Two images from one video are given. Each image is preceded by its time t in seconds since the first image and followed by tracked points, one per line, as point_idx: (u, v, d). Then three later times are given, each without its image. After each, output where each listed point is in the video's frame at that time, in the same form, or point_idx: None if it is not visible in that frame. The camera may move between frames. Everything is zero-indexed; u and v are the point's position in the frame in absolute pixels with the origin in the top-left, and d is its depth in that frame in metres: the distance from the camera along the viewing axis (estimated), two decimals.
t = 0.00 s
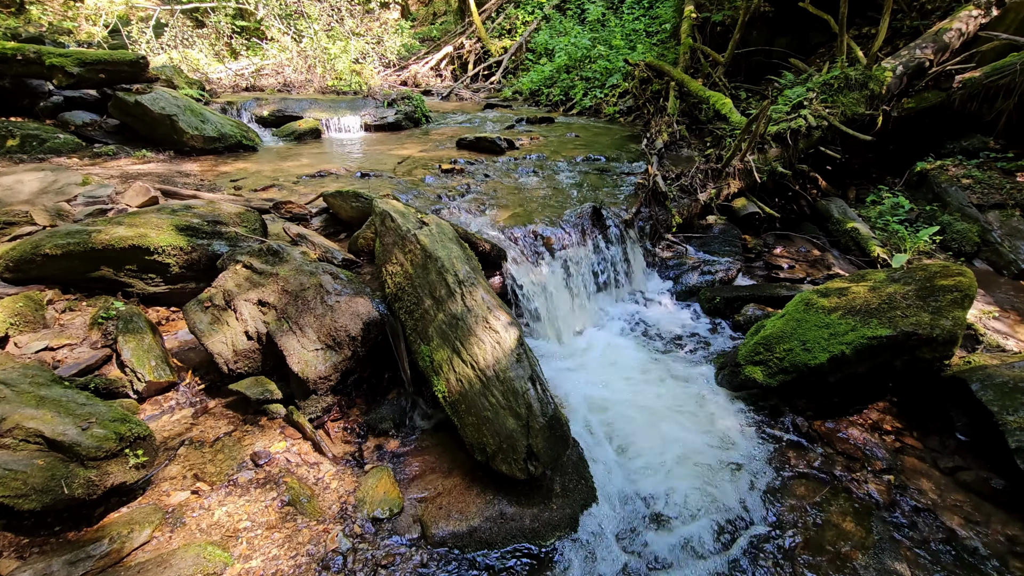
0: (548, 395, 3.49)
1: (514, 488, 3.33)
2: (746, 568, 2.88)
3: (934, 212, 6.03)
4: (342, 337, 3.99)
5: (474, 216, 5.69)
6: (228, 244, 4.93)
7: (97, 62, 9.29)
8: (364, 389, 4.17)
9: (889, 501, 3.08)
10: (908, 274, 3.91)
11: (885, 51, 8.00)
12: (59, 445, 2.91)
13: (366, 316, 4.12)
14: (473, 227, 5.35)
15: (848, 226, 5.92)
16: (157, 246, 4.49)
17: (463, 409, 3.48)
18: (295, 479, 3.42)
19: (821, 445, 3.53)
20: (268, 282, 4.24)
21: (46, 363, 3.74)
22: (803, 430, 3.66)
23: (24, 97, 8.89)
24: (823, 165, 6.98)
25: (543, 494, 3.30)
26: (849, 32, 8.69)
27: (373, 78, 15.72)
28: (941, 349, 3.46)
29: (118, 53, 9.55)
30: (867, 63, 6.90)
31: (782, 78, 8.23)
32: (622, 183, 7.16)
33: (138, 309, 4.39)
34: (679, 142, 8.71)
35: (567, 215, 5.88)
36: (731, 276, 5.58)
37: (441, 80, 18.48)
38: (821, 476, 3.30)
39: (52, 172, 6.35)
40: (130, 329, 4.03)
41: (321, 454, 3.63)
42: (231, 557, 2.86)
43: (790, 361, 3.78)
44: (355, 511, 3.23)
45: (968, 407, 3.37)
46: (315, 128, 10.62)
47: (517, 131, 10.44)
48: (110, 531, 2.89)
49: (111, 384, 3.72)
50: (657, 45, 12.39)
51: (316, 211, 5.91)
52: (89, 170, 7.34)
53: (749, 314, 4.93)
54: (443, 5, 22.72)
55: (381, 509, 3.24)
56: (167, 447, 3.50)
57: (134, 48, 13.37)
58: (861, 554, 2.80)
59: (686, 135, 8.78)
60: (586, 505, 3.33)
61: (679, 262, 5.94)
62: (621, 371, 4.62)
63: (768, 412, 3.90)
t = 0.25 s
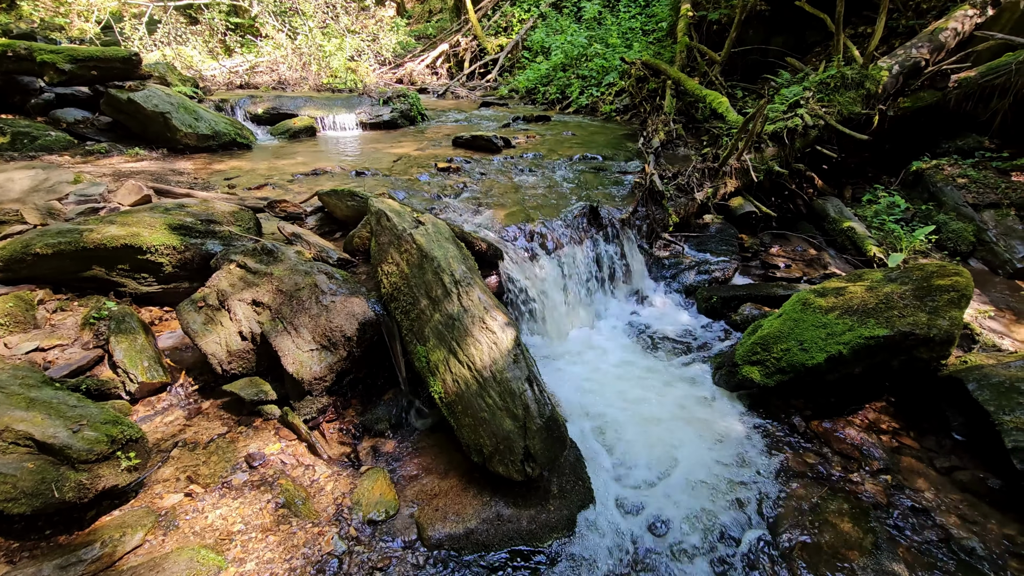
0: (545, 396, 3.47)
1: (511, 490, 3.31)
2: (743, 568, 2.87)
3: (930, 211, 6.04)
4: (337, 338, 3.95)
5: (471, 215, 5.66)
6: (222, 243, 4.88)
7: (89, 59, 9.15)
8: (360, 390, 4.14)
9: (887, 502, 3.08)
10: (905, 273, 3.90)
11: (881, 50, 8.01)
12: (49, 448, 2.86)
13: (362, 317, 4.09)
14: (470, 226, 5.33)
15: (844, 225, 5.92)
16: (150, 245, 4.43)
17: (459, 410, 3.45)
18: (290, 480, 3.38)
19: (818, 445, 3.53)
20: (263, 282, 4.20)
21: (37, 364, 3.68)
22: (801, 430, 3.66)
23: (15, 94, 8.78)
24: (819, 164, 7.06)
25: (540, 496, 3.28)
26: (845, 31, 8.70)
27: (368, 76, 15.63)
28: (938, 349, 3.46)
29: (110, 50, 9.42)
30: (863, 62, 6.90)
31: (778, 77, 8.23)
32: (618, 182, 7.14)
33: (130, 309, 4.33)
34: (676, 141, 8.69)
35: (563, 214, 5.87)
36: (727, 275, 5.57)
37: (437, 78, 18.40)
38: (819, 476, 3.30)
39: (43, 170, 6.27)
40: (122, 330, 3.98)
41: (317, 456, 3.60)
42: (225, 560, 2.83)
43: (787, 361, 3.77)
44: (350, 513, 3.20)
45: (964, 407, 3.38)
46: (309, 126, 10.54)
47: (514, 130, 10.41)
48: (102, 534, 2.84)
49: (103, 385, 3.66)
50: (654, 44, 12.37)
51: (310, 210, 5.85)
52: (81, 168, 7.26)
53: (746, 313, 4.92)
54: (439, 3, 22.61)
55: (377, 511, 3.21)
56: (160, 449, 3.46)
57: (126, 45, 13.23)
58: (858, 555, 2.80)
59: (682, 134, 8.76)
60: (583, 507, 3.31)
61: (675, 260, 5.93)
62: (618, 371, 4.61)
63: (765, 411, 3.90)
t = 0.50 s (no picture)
0: (538, 395, 3.45)
1: (504, 490, 3.29)
2: (737, 565, 2.87)
3: (919, 207, 6.08)
4: (327, 338, 3.90)
5: (462, 213, 5.61)
6: (210, 243, 4.80)
7: (73, 55, 9.01)
8: (352, 390, 4.10)
9: (878, 498, 3.09)
10: (895, 270, 3.92)
11: (870, 47, 8.06)
12: (32, 454, 2.79)
13: (352, 317, 4.04)
14: (461, 224, 5.29)
15: (835, 222, 5.94)
16: (136, 245, 4.35)
17: (452, 411, 3.43)
18: (280, 483, 3.34)
19: (810, 442, 3.54)
20: (251, 282, 4.13)
21: (19, 367, 3.59)
22: (793, 427, 3.66)
23: None
24: (809, 161, 7.06)
25: (533, 495, 3.27)
26: (835, 28, 8.74)
27: (358, 73, 15.49)
28: (929, 345, 3.48)
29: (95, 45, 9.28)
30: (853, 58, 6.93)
31: (769, 74, 8.26)
32: (610, 179, 7.12)
33: (116, 310, 4.25)
34: (667, 138, 8.69)
35: (555, 212, 5.84)
36: (720, 271, 5.58)
37: (428, 75, 18.26)
38: (811, 473, 3.31)
39: (25, 169, 6.13)
40: (108, 331, 3.90)
41: (307, 458, 3.56)
42: (214, 565, 2.78)
43: (779, 358, 3.77)
44: (342, 516, 3.16)
45: (953, 402, 3.42)
46: (299, 124, 10.42)
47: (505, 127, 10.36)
48: (88, 541, 2.78)
49: (88, 388, 3.59)
50: (645, 41, 12.36)
51: (300, 208, 5.77)
52: (65, 166, 7.11)
53: (738, 310, 4.92)
54: None
55: (369, 513, 3.18)
56: (148, 453, 3.39)
57: (111, 41, 13.00)
58: (851, 551, 2.81)
59: (673, 131, 8.76)
60: (577, 506, 3.30)
61: (668, 258, 5.81)
62: (610, 369, 4.60)
63: (757, 408, 3.91)
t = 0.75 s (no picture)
0: (524, 392, 3.43)
1: (492, 487, 3.27)
2: (724, 554, 2.90)
3: (895, 197, 6.20)
4: (309, 339, 3.82)
5: (445, 209, 5.55)
6: (186, 243, 4.67)
7: (38, 52, 8.72)
8: (335, 391, 4.03)
9: (860, 484, 3.15)
10: (874, 259, 4.00)
11: (846, 39, 8.16)
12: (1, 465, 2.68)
13: (334, 316, 3.97)
14: (444, 221, 5.24)
15: (814, 212, 6.04)
16: (108, 247, 4.21)
17: (437, 409, 3.39)
18: (264, 487, 3.27)
19: (793, 430, 3.59)
20: (230, 282, 4.02)
21: None
22: (776, 417, 3.71)
23: None
24: (788, 153, 7.04)
25: (521, 492, 3.25)
26: (811, 21, 8.83)
27: (337, 68, 15.22)
28: (907, 332, 3.54)
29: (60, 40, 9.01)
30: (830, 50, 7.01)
31: (748, 67, 8.31)
32: (593, 173, 7.12)
33: (89, 314, 4.11)
34: (649, 131, 8.70)
35: (539, 207, 5.81)
36: (702, 264, 5.62)
37: (407, 70, 18.01)
38: (795, 461, 3.36)
39: None
40: (80, 337, 3.77)
41: (291, 460, 3.49)
42: (197, 573, 2.71)
43: (762, 349, 3.80)
44: (327, 518, 3.11)
45: (931, 388, 3.49)
46: (276, 121, 10.20)
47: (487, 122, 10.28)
48: (63, 552, 2.69)
49: (60, 395, 3.47)
50: (624, 34, 12.36)
51: (278, 207, 5.65)
52: (32, 167, 6.86)
53: (721, 302, 4.98)
54: None
55: (355, 515, 3.13)
56: (126, 460, 3.30)
57: (78, 37, 12.55)
58: (835, 537, 2.86)
59: (655, 124, 8.78)
60: (565, 501, 3.30)
61: (651, 251, 5.91)
62: (596, 363, 4.60)
63: (740, 399, 3.96)
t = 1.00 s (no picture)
0: (498, 384, 3.41)
1: (469, 481, 3.24)
2: (699, 533, 2.97)
3: (851, 177, 6.39)
4: (274, 340, 3.68)
5: (410, 202, 5.40)
6: (138, 245, 4.40)
7: None
8: (304, 392, 3.91)
9: (827, 457, 3.25)
10: (834, 239, 4.07)
11: (801, 24, 8.33)
12: None
13: (299, 316, 3.83)
14: (409, 214, 5.08)
15: (775, 194, 6.17)
16: (51, 253, 3.96)
17: (410, 406, 3.33)
18: (233, 495, 3.16)
19: (762, 409, 3.67)
20: (186, 285, 3.83)
21: None
22: (745, 396, 3.80)
23: None
24: (749, 137, 7.34)
25: (498, 484, 3.24)
26: (767, 6, 8.98)
27: (293, 59, 14.67)
28: (866, 309, 3.67)
29: None
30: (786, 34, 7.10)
31: (708, 52, 8.39)
32: (559, 161, 7.08)
33: (34, 325, 3.81)
34: (613, 118, 8.70)
35: (505, 197, 5.65)
36: (670, 249, 5.65)
37: (368, 61, 17.36)
38: (765, 438, 3.44)
39: None
40: (25, 349, 3.53)
41: (260, 466, 3.38)
42: None
43: (730, 330, 3.86)
44: (300, 523, 3.03)
45: (891, 361, 3.63)
46: (231, 115, 9.77)
47: (451, 112, 10.10)
48: None
49: (5, 412, 3.25)
50: (586, 21, 12.32)
51: (236, 205, 5.43)
52: None
53: (689, 285, 5.06)
54: None
55: (330, 517, 3.06)
56: (83, 475, 3.13)
57: (8, 29, 11.69)
58: (805, 510, 2.95)
59: (619, 111, 8.80)
60: (542, 491, 3.30)
61: (619, 237, 5.89)
62: (569, 351, 4.60)
63: (710, 380, 4.03)
